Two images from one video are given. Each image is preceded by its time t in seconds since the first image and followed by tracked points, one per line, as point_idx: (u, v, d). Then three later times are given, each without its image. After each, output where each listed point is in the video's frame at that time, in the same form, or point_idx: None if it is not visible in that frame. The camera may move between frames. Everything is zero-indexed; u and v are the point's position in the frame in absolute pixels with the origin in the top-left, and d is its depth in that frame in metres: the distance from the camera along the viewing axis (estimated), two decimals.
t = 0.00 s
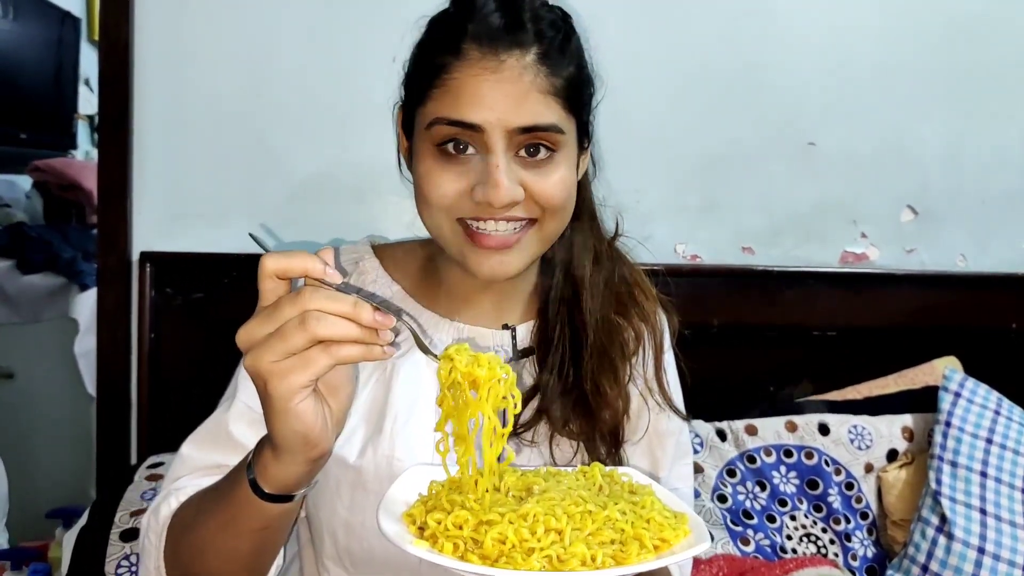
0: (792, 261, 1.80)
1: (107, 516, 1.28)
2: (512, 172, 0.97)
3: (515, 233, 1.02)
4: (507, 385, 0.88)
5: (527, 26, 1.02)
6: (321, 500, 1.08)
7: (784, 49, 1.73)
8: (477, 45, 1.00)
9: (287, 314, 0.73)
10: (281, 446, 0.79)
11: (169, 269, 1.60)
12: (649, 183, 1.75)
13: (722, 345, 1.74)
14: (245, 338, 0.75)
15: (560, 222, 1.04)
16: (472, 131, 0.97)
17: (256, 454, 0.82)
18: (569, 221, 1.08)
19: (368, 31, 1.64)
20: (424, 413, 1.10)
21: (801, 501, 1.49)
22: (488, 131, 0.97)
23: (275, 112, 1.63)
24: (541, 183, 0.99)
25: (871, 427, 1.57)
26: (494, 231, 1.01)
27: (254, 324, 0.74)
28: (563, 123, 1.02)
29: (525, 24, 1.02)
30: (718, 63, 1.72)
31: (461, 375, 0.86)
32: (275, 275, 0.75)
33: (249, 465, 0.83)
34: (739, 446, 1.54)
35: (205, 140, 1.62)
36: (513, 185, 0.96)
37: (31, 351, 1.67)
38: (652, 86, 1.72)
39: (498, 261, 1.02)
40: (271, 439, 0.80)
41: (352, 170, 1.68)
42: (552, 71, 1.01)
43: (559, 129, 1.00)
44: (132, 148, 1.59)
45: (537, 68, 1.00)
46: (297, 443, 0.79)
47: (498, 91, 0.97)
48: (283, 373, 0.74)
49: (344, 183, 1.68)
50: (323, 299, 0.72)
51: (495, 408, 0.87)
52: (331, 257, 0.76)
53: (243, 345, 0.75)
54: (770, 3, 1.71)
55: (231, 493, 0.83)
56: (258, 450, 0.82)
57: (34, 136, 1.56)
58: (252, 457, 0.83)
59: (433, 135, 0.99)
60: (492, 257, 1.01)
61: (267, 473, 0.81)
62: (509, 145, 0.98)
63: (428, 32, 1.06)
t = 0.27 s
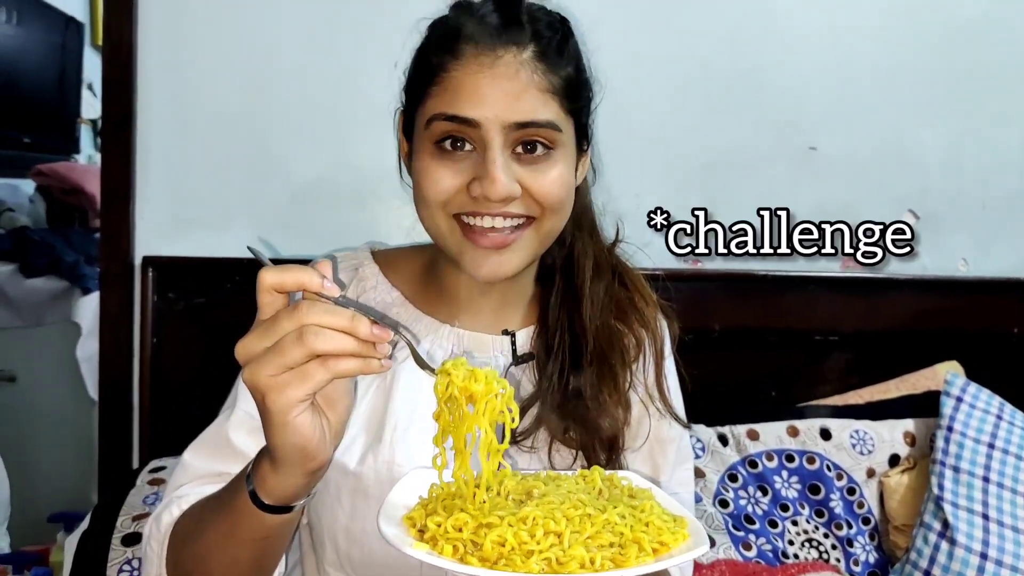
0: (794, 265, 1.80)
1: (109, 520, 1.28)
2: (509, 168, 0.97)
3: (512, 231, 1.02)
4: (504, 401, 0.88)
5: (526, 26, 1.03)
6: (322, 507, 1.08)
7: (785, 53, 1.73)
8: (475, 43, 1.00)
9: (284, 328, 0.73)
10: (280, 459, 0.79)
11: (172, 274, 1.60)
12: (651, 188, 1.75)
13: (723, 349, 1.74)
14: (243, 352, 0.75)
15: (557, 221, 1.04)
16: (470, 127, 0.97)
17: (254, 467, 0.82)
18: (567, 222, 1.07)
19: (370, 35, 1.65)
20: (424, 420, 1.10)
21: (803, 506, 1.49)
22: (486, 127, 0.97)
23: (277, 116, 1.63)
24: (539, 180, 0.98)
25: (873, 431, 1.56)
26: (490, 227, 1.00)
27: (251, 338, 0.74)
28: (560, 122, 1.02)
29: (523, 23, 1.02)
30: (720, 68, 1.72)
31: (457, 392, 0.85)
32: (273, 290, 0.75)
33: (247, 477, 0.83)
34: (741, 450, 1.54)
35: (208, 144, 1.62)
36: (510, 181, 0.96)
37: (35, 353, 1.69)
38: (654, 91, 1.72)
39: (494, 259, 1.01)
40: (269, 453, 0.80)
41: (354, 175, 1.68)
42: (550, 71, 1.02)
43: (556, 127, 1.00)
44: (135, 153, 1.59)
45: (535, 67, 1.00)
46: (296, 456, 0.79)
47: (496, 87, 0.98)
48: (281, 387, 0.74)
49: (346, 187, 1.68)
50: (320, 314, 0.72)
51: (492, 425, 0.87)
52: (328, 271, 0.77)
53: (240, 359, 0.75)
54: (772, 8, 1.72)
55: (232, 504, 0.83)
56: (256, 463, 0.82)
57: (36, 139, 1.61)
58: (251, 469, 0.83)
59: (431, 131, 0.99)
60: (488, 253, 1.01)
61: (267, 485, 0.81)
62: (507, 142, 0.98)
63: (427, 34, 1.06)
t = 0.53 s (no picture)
0: (795, 266, 1.80)
1: (110, 524, 1.28)
2: (528, 153, 0.96)
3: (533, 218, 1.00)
4: (504, 402, 0.88)
5: (520, 20, 1.04)
6: (323, 506, 1.07)
7: (785, 56, 1.74)
8: (476, 38, 1.01)
9: (286, 327, 0.72)
10: (279, 456, 0.79)
11: (173, 277, 1.60)
12: (651, 190, 1.75)
13: (724, 351, 1.74)
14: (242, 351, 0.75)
15: (574, 205, 1.03)
16: (484, 116, 0.98)
17: (253, 465, 0.82)
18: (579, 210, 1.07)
19: (370, 39, 1.65)
20: (425, 416, 1.10)
21: (804, 508, 1.49)
22: (501, 114, 0.97)
23: (277, 119, 1.64)
24: (556, 163, 0.99)
25: (874, 433, 1.57)
26: (512, 217, 0.98)
27: (252, 337, 0.74)
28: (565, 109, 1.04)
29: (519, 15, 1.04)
30: (720, 70, 1.73)
31: (459, 392, 0.85)
32: (273, 287, 0.75)
33: (246, 474, 0.82)
34: (742, 452, 1.54)
35: (209, 147, 1.62)
36: (531, 164, 0.95)
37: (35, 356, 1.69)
38: (654, 93, 1.72)
39: (519, 249, 0.98)
40: (269, 451, 0.79)
41: (355, 178, 1.68)
42: (548, 59, 1.04)
43: (563, 112, 1.02)
44: (135, 156, 1.60)
45: (538, 56, 1.02)
46: (295, 454, 0.79)
47: (505, 75, 0.99)
48: (282, 385, 0.74)
49: (346, 190, 1.68)
50: (322, 312, 0.72)
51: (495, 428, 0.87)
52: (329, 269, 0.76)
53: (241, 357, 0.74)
54: (771, 11, 1.72)
55: (231, 500, 0.83)
56: (255, 461, 0.82)
57: (37, 142, 1.61)
58: (249, 467, 0.82)
59: (443, 127, 0.99)
60: (512, 243, 0.98)
61: (265, 483, 0.81)
62: (521, 128, 0.98)
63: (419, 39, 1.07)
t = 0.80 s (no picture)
0: (797, 268, 1.80)
1: (111, 525, 1.28)
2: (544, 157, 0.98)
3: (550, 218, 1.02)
4: (511, 338, 0.91)
5: (515, 25, 1.03)
6: (328, 498, 1.07)
7: (786, 59, 1.74)
8: (477, 46, 1.00)
9: (298, 269, 0.74)
10: (283, 404, 0.79)
11: (174, 278, 1.60)
12: (652, 192, 1.75)
13: (725, 353, 1.74)
14: (256, 295, 0.76)
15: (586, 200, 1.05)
16: (496, 125, 0.98)
17: (257, 421, 0.82)
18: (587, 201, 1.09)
19: (373, 42, 1.65)
20: (430, 404, 1.09)
21: (806, 510, 1.48)
22: (514, 122, 0.98)
23: (278, 120, 1.64)
24: (571, 163, 1.00)
25: (876, 435, 1.56)
26: (531, 219, 1.00)
27: (265, 282, 0.76)
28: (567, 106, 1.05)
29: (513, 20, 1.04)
30: (721, 73, 1.73)
31: (468, 324, 0.90)
32: (287, 236, 0.77)
33: (251, 431, 0.83)
34: (743, 454, 1.54)
35: (210, 149, 1.62)
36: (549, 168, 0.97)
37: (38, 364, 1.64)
38: (655, 95, 1.72)
39: (540, 248, 1.01)
40: (274, 401, 0.80)
41: (357, 180, 1.68)
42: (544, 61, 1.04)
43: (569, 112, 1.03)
44: (136, 157, 1.60)
45: (538, 61, 1.02)
46: (300, 402, 0.79)
47: (510, 84, 0.99)
48: (292, 327, 0.75)
49: (348, 192, 1.68)
50: (334, 253, 0.74)
51: (502, 359, 0.91)
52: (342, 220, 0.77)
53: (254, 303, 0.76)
54: (772, 13, 1.72)
55: (229, 465, 0.83)
56: (260, 415, 0.82)
57: (39, 144, 1.57)
58: (253, 425, 0.83)
59: (455, 139, 0.99)
60: (534, 243, 1.00)
61: (269, 436, 0.81)
62: (534, 132, 0.99)
63: (412, 46, 1.05)
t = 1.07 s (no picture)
0: (796, 268, 1.80)
1: (111, 526, 1.28)
2: (519, 169, 0.97)
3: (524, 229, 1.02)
4: (517, 331, 0.91)
5: (516, 30, 1.02)
6: (328, 496, 1.07)
7: (785, 58, 1.74)
8: (470, 49, 1.00)
9: (307, 261, 0.76)
10: (289, 396, 0.80)
11: (173, 278, 1.60)
12: (652, 192, 1.75)
13: (724, 353, 1.74)
14: (265, 285, 0.78)
15: (564, 214, 1.05)
16: (476, 131, 0.98)
17: (261, 413, 0.83)
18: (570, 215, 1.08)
19: (372, 42, 1.65)
20: (430, 403, 1.09)
21: (805, 510, 1.48)
22: (493, 130, 0.98)
23: (277, 120, 1.64)
24: (547, 178, 1.00)
25: (876, 435, 1.57)
26: (502, 229, 1.00)
27: (274, 273, 0.78)
28: (558, 118, 1.03)
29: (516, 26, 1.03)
30: (720, 72, 1.73)
31: (473, 318, 0.90)
32: (297, 228, 0.80)
33: (254, 425, 0.83)
34: (743, 454, 1.54)
35: (209, 149, 1.62)
36: (521, 181, 0.97)
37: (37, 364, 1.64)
38: (655, 95, 1.72)
39: (509, 258, 1.02)
40: (279, 393, 0.81)
41: (356, 180, 1.68)
42: (541, 69, 1.03)
43: (557, 124, 1.02)
44: (135, 157, 1.60)
45: (532, 68, 1.01)
46: (304, 394, 0.80)
47: (497, 91, 0.98)
48: (299, 318, 0.77)
49: (348, 192, 1.68)
50: (343, 246, 0.76)
51: (507, 353, 0.91)
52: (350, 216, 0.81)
53: (262, 293, 0.78)
54: (772, 13, 1.72)
55: (231, 461, 0.83)
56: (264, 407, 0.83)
57: (38, 145, 1.57)
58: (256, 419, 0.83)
59: (437, 139, 0.99)
60: (504, 253, 1.01)
61: (273, 430, 0.81)
62: (513, 142, 0.99)
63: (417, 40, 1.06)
